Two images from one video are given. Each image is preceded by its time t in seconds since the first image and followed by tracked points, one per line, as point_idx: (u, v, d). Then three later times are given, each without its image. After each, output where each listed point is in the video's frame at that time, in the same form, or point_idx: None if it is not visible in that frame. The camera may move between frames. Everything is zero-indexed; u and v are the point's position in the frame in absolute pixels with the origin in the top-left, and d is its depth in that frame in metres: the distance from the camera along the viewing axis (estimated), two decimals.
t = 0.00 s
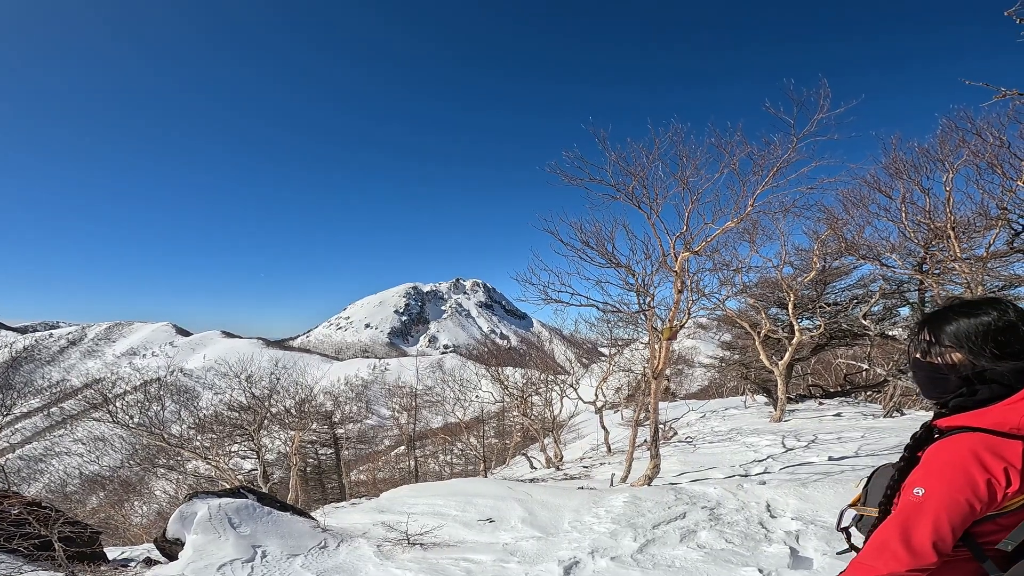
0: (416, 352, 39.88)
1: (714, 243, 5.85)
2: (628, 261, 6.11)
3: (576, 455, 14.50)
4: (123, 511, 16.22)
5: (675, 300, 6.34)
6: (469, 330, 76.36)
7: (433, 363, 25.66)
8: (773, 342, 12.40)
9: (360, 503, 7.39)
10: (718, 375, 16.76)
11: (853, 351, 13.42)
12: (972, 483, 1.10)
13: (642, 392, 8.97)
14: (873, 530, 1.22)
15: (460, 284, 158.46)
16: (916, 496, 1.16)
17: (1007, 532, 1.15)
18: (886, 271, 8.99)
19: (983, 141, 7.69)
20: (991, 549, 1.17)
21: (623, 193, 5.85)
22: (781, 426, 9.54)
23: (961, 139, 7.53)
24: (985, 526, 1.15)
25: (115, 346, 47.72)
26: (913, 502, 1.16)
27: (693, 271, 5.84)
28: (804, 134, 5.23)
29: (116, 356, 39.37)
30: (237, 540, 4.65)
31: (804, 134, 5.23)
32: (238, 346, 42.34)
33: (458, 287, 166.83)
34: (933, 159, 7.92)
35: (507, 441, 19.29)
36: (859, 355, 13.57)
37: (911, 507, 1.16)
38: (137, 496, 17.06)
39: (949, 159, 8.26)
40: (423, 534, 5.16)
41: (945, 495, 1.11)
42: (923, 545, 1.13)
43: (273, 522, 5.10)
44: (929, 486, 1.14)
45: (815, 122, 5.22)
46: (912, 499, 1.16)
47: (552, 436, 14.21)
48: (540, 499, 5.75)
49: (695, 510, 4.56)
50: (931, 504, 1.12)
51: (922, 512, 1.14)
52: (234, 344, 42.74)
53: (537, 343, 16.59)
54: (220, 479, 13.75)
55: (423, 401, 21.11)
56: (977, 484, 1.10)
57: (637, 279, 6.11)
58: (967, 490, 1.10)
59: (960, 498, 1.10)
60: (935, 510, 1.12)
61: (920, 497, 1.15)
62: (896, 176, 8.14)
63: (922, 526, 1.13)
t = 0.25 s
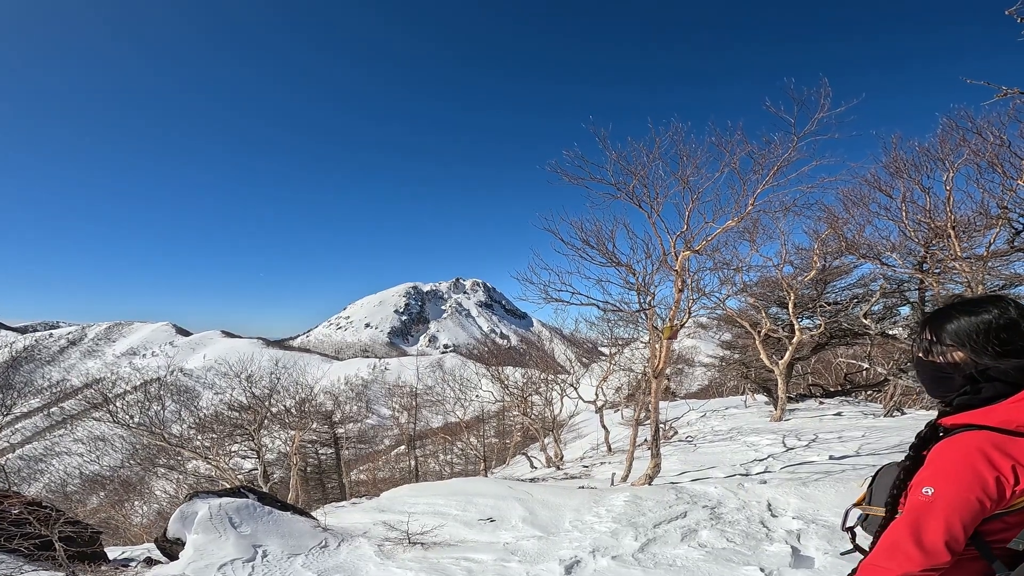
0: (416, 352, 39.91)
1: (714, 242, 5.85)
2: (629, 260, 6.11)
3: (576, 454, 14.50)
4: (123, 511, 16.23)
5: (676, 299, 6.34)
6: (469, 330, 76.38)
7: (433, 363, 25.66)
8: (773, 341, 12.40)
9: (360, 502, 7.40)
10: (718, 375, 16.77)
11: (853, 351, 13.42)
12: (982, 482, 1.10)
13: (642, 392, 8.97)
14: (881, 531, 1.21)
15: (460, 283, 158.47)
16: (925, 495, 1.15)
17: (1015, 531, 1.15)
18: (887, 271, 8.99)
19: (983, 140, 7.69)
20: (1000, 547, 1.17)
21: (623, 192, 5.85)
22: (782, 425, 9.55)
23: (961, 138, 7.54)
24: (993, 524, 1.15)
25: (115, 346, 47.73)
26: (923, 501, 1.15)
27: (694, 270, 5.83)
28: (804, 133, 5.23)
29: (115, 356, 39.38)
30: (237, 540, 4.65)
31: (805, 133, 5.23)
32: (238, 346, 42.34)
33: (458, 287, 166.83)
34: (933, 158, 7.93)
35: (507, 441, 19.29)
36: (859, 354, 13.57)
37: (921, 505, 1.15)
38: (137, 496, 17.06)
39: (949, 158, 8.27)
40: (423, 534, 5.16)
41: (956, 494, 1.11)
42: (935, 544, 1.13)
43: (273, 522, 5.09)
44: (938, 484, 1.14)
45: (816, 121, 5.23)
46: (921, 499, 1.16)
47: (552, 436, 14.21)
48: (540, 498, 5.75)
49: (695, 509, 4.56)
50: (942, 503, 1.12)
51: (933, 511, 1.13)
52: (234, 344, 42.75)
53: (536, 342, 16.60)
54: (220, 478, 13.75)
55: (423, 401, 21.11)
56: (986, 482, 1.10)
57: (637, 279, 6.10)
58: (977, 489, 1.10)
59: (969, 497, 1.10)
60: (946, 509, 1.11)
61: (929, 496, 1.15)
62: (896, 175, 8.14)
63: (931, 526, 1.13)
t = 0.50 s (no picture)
0: (416, 351, 39.94)
1: (714, 241, 5.85)
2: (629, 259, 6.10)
3: (576, 454, 14.50)
4: (123, 511, 16.23)
5: (675, 298, 6.34)
6: (469, 329, 76.40)
7: (433, 362, 25.66)
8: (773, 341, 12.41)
9: (360, 501, 7.40)
10: (718, 374, 16.79)
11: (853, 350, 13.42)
12: (963, 483, 1.10)
13: (642, 391, 8.96)
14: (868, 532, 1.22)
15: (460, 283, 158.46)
16: (909, 496, 1.16)
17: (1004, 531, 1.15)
18: (886, 270, 8.99)
19: (983, 139, 7.70)
20: (990, 548, 1.16)
21: (623, 191, 5.84)
22: (782, 425, 9.55)
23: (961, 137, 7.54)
24: (980, 525, 1.14)
25: (115, 346, 47.74)
26: (906, 501, 1.16)
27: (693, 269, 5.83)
28: (804, 132, 5.22)
29: (115, 356, 39.40)
30: (237, 539, 4.65)
31: (805, 132, 5.22)
32: (238, 345, 42.34)
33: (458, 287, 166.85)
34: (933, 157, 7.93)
35: (507, 440, 19.30)
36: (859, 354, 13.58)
37: (904, 507, 1.16)
38: (137, 495, 17.05)
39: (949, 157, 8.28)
40: (423, 533, 5.16)
41: (939, 493, 1.11)
42: (922, 544, 1.13)
43: (273, 521, 5.09)
44: (921, 485, 1.14)
45: (814, 122, 5.24)
46: (904, 500, 1.16)
47: (552, 436, 14.21)
48: (540, 498, 5.75)
49: (695, 508, 4.56)
50: (924, 504, 1.12)
51: (916, 510, 1.14)
52: (234, 343, 42.74)
53: (536, 342, 16.60)
54: (220, 478, 13.75)
55: (423, 400, 21.11)
56: (967, 483, 1.10)
57: (637, 278, 6.10)
58: (963, 492, 1.10)
59: (952, 498, 1.10)
60: (928, 509, 1.12)
61: (912, 497, 1.15)
62: (896, 174, 8.14)
63: (916, 526, 1.13)
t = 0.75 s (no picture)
0: (414, 350, 39.96)
1: (712, 239, 5.85)
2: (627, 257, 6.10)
3: (575, 453, 14.52)
4: (122, 510, 16.20)
5: (673, 297, 6.34)
6: (468, 327, 76.44)
7: (431, 361, 25.67)
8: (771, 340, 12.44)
9: (359, 500, 7.39)
10: (716, 372, 16.82)
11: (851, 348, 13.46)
12: (935, 484, 1.10)
13: (641, 390, 8.97)
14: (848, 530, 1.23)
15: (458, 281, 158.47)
16: (885, 494, 1.17)
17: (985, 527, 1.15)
18: (884, 269, 9.02)
19: (981, 138, 7.71)
20: (971, 543, 1.17)
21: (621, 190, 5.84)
22: (780, 423, 9.57)
23: (959, 136, 7.55)
24: (960, 523, 1.15)
25: (113, 345, 47.65)
26: (882, 500, 1.17)
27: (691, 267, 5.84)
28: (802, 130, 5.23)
29: (113, 355, 39.35)
30: (236, 538, 4.64)
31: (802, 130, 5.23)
32: (236, 344, 42.28)
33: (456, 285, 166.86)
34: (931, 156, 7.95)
35: (505, 439, 19.31)
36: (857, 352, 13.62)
37: (879, 506, 1.17)
38: (136, 495, 17.02)
39: (947, 156, 8.30)
40: (422, 532, 5.16)
41: (911, 494, 1.12)
42: (896, 544, 1.14)
43: (272, 520, 5.09)
44: (896, 485, 1.15)
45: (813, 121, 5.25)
46: (880, 498, 1.17)
47: (551, 434, 14.23)
48: (539, 497, 5.76)
49: (694, 507, 4.56)
50: (897, 504, 1.13)
51: (890, 510, 1.15)
52: (232, 343, 42.69)
53: (534, 340, 16.62)
54: (219, 477, 13.74)
55: (422, 399, 21.12)
56: (939, 483, 1.10)
57: (635, 276, 6.10)
58: (936, 492, 1.10)
59: (925, 498, 1.11)
60: (901, 509, 1.13)
61: (887, 496, 1.16)
62: (893, 173, 8.15)
63: (891, 526, 1.14)
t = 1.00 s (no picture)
0: (408, 348, 39.86)
1: (705, 237, 5.88)
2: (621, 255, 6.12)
3: (568, 450, 14.58)
4: (112, 508, 16.07)
5: (666, 295, 6.38)
6: (462, 325, 76.35)
7: (425, 358, 25.63)
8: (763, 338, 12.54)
9: (352, 498, 7.38)
10: (708, 370, 16.94)
11: (841, 347, 13.59)
12: (888, 468, 1.22)
13: (634, 388, 9.02)
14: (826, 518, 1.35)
15: (452, 279, 158.26)
16: (851, 481, 1.30)
17: (950, 515, 1.23)
18: (875, 267, 9.12)
19: (971, 138, 7.81)
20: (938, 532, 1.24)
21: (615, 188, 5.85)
22: (771, 421, 9.66)
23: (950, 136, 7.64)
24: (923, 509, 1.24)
25: (103, 342, 47.26)
26: (847, 487, 1.30)
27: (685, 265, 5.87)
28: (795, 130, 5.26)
29: (102, 351, 38.97)
30: (227, 536, 4.62)
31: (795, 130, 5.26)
32: (227, 341, 41.99)
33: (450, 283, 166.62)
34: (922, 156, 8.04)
35: (499, 436, 19.34)
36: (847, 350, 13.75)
37: (846, 492, 1.30)
38: (126, 493, 16.89)
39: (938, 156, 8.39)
40: (416, 529, 5.16)
41: (866, 478, 1.25)
42: (859, 526, 1.26)
43: (264, 518, 5.06)
44: (858, 471, 1.27)
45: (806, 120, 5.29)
46: (847, 484, 1.30)
47: (544, 432, 14.27)
48: (533, 494, 5.78)
49: (686, 505, 4.60)
50: (854, 488, 1.27)
51: (850, 494, 1.28)
52: (224, 340, 42.38)
53: (528, 338, 16.65)
54: (211, 474, 13.66)
55: (415, 396, 21.09)
56: (890, 468, 1.22)
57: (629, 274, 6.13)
58: (888, 476, 1.22)
59: (878, 481, 1.23)
60: (858, 493, 1.26)
61: (852, 482, 1.29)
62: (885, 172, 8.23)
63: (852, 509, 1.27)
